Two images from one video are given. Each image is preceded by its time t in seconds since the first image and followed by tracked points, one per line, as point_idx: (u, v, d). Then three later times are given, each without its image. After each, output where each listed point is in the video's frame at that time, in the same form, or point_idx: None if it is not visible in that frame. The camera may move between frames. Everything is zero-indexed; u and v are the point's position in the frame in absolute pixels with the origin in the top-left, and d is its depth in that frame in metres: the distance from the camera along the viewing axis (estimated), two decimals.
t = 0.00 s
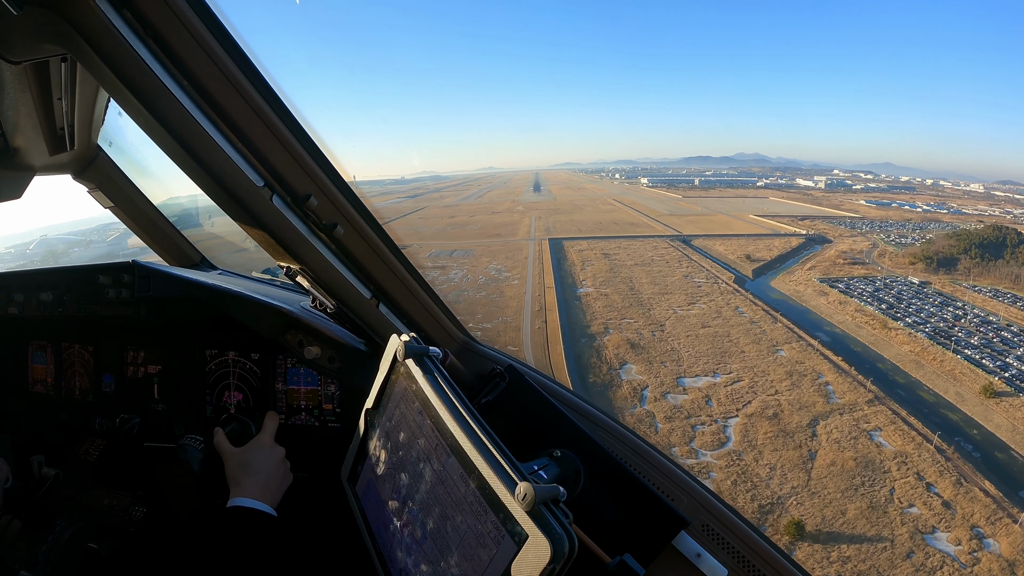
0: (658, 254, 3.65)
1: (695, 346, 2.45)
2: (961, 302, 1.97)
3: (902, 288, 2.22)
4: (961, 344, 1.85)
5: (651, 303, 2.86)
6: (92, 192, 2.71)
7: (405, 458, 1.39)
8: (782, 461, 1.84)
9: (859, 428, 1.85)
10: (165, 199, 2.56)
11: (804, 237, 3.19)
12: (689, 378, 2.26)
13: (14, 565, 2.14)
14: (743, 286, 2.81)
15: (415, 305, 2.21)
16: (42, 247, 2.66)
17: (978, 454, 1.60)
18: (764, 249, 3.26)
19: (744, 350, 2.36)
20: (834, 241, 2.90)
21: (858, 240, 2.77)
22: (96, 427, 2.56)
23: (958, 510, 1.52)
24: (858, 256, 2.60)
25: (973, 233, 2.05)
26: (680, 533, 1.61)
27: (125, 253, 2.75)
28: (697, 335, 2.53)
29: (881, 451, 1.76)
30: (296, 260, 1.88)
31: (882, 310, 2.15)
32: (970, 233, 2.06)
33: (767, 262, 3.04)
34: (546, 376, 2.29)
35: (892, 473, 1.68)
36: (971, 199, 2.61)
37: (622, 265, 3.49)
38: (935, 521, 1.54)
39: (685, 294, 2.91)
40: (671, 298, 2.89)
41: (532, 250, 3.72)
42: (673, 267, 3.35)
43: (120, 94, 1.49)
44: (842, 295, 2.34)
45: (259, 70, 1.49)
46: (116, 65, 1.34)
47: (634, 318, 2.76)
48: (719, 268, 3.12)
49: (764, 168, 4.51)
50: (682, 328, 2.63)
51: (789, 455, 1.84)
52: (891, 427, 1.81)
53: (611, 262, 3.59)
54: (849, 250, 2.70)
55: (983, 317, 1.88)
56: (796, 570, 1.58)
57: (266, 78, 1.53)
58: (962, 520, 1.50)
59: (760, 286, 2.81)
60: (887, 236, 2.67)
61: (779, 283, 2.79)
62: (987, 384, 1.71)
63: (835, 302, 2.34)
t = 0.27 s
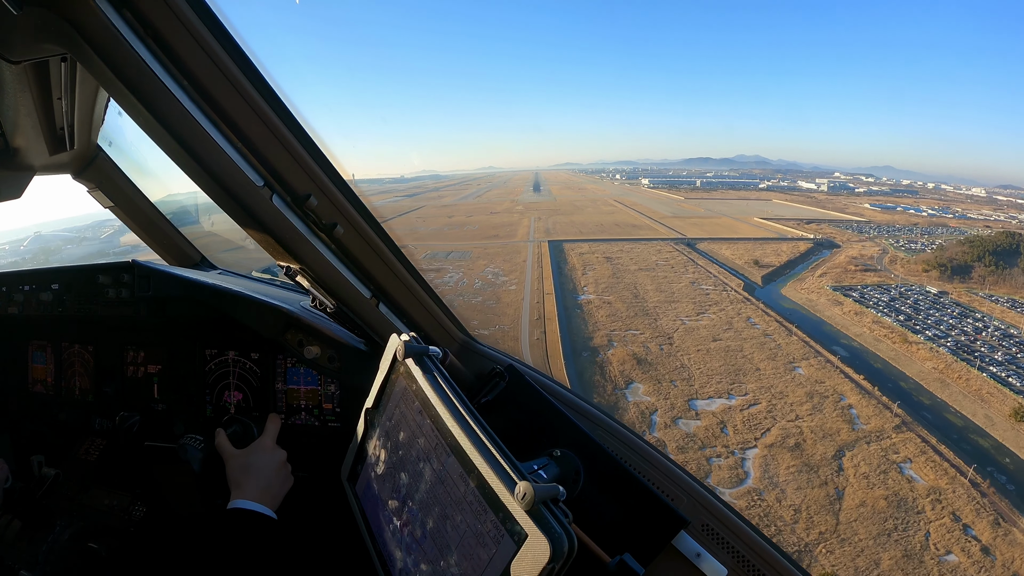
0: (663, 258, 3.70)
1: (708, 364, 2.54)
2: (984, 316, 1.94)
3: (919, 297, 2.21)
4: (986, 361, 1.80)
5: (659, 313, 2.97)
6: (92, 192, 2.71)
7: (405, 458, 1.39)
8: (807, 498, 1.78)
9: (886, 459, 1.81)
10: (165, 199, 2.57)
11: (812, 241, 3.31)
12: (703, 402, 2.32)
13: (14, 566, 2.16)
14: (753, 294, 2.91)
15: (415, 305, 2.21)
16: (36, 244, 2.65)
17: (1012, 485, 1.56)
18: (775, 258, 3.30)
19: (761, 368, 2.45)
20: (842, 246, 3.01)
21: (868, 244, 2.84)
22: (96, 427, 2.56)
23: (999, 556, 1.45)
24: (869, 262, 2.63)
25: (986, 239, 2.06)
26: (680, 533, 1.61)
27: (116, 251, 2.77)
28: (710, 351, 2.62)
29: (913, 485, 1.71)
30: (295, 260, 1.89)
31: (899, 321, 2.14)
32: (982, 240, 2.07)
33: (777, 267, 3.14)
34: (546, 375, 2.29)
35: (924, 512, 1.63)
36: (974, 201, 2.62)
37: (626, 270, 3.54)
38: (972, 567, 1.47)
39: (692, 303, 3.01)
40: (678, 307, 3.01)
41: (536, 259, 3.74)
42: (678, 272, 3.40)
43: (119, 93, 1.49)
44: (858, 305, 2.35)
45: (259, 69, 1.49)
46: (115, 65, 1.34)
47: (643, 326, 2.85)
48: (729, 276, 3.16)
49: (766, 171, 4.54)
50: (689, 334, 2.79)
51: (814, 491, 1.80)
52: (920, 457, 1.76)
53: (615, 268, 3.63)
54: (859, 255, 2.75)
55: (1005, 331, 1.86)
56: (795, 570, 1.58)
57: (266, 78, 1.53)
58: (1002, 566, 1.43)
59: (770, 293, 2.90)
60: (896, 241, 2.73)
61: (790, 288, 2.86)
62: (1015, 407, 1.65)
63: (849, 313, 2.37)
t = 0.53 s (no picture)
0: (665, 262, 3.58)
1: (721, 383, 2.18)
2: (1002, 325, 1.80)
3: (936, 307, 2.06)
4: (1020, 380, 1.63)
5: (665, 324, 2.63)
6: (92, 192, 2.71)
7: (405, 458, 1.39)
8: (838, 550, 1.57)
9: (920, 498, 1.57)
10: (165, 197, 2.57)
11: (823, 246, 3.12)
12: (717, 430, 1.98)
13: (13, 566, 2.13)
14: (764, 304, 2.66)
15: (415, 305, 2.21)
16: (30, 241, 2.62)
17: None
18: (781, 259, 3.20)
19: (778, 390, 2.09)
20: (852, 251, 2.88)
21: (876, 252, 2.74)
22: (96, 427, 2.56)
23: None
24: (881, 271, 2.49)
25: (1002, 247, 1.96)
26: (680, 533, 1.61)
27: (106, 250, 2.77)
28: (722, 369, 2.26)
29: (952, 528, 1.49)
30: (296, 260, 1.89)
31: (920, 336, 1.96)
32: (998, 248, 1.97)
33: (786, 275, 2.94)
34: (546, 376, 2.29)
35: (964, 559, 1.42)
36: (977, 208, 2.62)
37: (626, 274, 3.40)
38: None
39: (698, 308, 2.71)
40: (684, 314, 2.70)
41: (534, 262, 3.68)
42: (683, 278, 3.20)
43: (120, 94, 1.49)
44: (875, 318, 2.16)
45: (259, 70, 1.49)
46: (116, 65, 1.34)
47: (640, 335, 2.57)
48: (735, 283, 2.95)
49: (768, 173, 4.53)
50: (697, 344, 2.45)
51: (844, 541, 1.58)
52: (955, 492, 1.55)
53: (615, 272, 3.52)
54: (869, 262, 2.62)
55: None
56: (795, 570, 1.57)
57: (267, 78, 1.54)
58: None
59: (781, 302, 2.66)
60: (905, 247, 2.64)
61: (801, 297, 2.61)
62: None
63: (870, 326, 2.14)
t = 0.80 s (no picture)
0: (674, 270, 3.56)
1: (736, 407, 2.11)
2: None
3: (955, 318, 2.02)
4: None
5: (673, 337, 2.67)
6: (92, 192, 2.71)
7: (405, 458, 1.39)
8: None
9: (957, 542, 1.46)
10: (164, 196, 2.58)
11: (834, 252, 3.07)
12: (734, 463, 1.90)
13: (13, 566, 2.11)
14: (778, 313, 2.62)
15: (415, 305, 2.21)
16: (21, 240, 2.62)
17: None
18: (791, 265, 3.19)
19: (798, 414, 2.00)
20: (862, 256, 2.84)
21: (886, 257, 2.69)
22: (97, 427, 2.56)
23: None
24: (894, 276, 2.45)
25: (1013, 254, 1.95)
26: (680, 533, 1.61)
27: (97, 250, 2.79)
28: (736, 389, 2.21)
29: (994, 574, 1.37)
30: (296, 260, 1.89)
31: (941, 350, 1.87)
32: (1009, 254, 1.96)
33: (797, 282, 2.91)
34: (546, 376, 2.30)
35: None
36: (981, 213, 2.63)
37: (632, 283, 3.38)
38: None
39: (712, 326, 2.72)
40: (700, 334, 2.69)
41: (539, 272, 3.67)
42: (691, 288, 3.20)
43: (120, 94, 1.49)
44: (893, 329, 2.09)
45: (259, 70, 1.49)
46: (116, 65, 1.34)
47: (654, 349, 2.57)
48: (746, 293, 2.94)
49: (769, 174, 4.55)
50: (714, 361, 2.43)
51: None
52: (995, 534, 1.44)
53: (621, 281, 3.51)
54: (881, 266, 2.59)
55: None
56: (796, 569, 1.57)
57: (266, 78, 1.53)
58: None
59: (794, 311, 2.62)
60: (915, 253, 2.61)
61: (814, 305, 2.58)
62: None
63: (891, 340, 2.06)
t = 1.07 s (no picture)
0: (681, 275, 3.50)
1: (756, 435, 1.98)
2: None
3: (976, 330, 1.95)
4: None
5: (684, 351, 2.54)
6: (92, 192, 2.71)
7: (405, 458, 1.39)
8: None
9: None
10: (163, 195, 2.59)
11: (842, 255, 3.19)
12: (757, 503, 1.75)
13: (14, 565, 2.13)
14: (792, 325, 2.54)
15: (415, 305, 2.21)
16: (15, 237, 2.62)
17: None
18: (803, 271, 3.18)
19: (823, 442, 1.88)
20: (872, 261, 2.92)
21: (897, 259, 2.78)
22: (96, 427, 2.56)
23: None
24: (908, 283, 2.45)
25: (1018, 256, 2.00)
26: (680, 533, 1.61)
27: (86, 249, 2.83)
28: (754, 412, 2.09)
29: None
30: (296, 260, 1.89)
31: (966, 365, 1.80)
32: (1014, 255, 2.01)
33: (808, 289, 2.90)
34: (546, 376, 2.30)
35: None
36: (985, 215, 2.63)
37: (638, 291, 3.34)
38: None
39: (724, 339, 2.60)
40: (710, 346, 2.58)
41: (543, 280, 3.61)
42: (699, 294, 3.13)
43: (120, 94, 1.49)
44: (913, 341, 2.01)
45: (258, 69, 1.49)
46: (116, 65, 1.34)
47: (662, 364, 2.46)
48: (757, 300, 2.87)
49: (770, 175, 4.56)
50: (728, 377, 2.33)
51: None
52: None
53: (625, 287, 3.47)
54: (893, 272, 2.61)
55: None
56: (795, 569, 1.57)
57: (266, 78, 1.53)
58: None
59: (809, 322, 2.56)
60: (925, 256, 2.69)
61: (830, 315, 2.52)
62: None
63: (914, 354, 1.97)
